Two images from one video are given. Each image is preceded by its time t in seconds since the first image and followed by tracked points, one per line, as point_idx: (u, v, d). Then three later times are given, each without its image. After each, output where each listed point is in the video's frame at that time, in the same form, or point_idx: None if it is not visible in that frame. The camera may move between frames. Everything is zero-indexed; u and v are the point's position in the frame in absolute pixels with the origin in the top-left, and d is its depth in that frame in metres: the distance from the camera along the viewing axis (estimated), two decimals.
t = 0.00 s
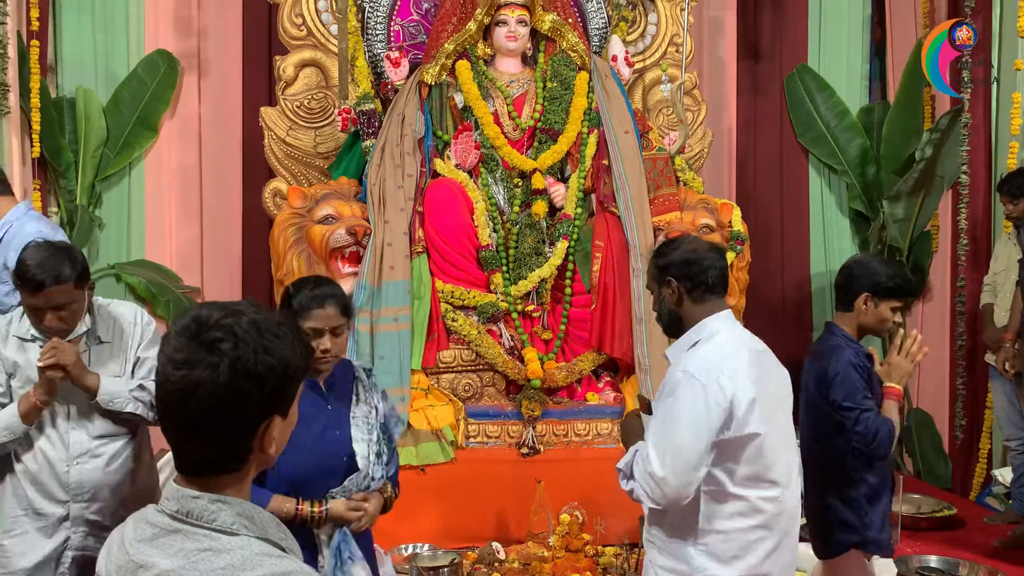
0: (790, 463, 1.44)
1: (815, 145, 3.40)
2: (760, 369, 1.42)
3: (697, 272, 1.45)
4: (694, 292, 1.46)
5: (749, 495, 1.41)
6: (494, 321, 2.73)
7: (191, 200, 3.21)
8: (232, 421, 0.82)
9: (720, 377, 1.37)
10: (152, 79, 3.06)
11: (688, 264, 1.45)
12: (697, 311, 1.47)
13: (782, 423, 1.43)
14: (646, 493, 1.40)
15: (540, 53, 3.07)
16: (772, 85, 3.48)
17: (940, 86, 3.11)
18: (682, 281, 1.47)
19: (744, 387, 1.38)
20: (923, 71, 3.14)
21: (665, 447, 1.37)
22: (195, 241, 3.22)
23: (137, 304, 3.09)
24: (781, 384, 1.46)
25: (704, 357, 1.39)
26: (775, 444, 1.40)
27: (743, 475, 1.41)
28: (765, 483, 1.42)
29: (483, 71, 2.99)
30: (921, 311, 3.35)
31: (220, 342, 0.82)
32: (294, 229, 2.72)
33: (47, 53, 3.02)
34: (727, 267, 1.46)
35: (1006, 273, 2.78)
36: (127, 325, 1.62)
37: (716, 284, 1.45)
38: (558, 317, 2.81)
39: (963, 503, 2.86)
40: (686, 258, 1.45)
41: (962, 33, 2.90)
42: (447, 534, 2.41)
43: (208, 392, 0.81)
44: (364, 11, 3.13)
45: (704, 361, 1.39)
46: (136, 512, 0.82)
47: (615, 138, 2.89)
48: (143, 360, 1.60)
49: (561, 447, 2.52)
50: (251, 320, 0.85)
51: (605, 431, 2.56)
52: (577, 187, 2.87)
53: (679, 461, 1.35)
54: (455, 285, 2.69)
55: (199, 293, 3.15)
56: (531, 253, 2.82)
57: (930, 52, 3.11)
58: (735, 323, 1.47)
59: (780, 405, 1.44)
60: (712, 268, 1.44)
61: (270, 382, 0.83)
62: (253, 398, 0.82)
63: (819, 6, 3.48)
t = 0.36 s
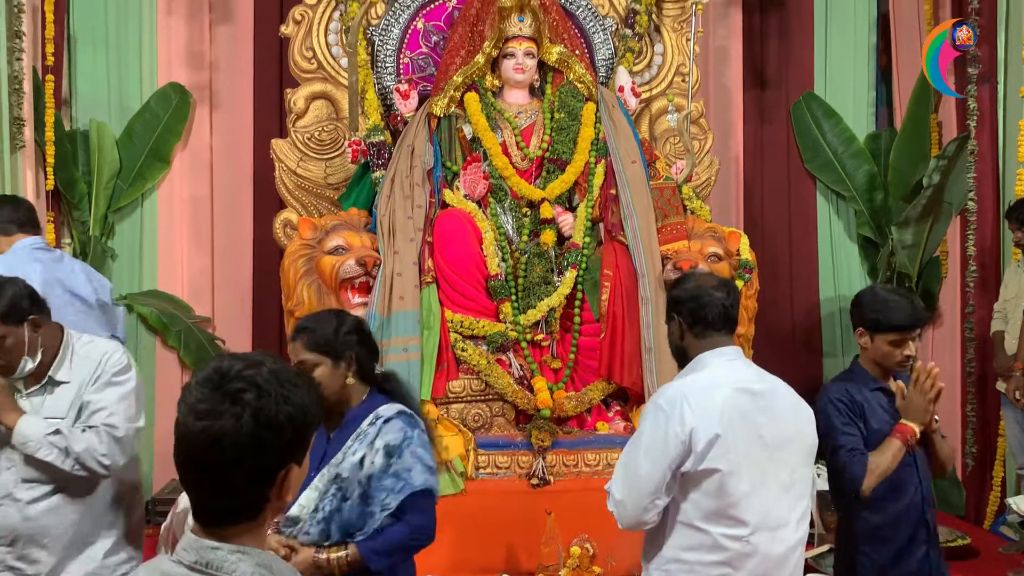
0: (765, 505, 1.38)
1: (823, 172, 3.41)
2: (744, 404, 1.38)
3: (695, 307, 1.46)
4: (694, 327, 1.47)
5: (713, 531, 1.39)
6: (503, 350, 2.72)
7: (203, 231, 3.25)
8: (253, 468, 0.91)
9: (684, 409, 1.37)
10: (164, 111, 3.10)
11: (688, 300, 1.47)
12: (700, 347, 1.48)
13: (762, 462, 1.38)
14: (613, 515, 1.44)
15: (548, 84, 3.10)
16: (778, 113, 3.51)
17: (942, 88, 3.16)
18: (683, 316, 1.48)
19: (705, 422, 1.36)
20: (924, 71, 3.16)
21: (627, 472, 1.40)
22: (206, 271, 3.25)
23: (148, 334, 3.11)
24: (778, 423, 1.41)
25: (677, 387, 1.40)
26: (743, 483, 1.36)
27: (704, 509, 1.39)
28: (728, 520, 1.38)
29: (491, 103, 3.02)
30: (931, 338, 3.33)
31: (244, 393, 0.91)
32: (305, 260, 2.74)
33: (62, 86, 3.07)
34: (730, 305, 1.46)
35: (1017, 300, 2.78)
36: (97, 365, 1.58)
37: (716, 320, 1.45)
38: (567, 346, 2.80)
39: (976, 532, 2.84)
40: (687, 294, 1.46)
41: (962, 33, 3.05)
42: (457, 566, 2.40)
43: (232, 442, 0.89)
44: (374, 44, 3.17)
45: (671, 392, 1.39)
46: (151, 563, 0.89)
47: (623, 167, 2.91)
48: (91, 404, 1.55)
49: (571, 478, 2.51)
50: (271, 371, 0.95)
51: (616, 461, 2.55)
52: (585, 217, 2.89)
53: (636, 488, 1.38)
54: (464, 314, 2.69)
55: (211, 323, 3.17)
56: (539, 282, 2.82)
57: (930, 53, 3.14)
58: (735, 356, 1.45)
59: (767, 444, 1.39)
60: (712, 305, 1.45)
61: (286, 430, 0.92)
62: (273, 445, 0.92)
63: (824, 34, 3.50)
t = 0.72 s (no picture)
0: (726, 545, 1.41)
1: (820, 210, 3.43)
2: (709, 443, 1.43)
3: (682, 348, 1.53)
4: (682, 368, 1.53)
5: (670, 566, 1.44)
6: (504, 390, 2.71)
7: (204, 272, 3.27)
8: (259, 526, 0.92)
9: (645, 447, 1.44)
10: (167, 154, 3.14)
11: (675, 341, 1.54)
12: (687, 387, 1.53)
13: (724, 501, 1.42)
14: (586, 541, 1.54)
15: (547, 125, 3.14)
16: (775, 151, 3.54)
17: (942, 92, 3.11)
18: (671, 357, 1.55)
19: (663, 460, 1.42)
20: (924, 72, 3.18)
21: (595, 504, 1.49)
22: (208, 312, 3.26)
23: (149, 375, 3.11)
24: (749, 464, 1.43)
25: (647, 423, 1.47)
26: (700, 523, 1.41)
27: (664, 545, 1.45)
28: (685, 558, 1.43)
29: (491, 144, 3.05)
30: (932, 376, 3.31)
31: (254, 446, 0.92)
32: (306, 301, 2.73)
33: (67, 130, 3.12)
34: (717, 348, 1.52)
35: (1017, 337, 2.84)
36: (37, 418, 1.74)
37: (701, 362, 1.51)
38: (568, 385, 2.80)
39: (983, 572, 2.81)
40: (673, 335, 1.54)
41: (963, 33, 2.95)
42: None
43: (235, 493, 0.90)
44: (374, 87, 3.21)
45: (638, 428, 1.46)
46: None
47: (621, 208, 2.94)
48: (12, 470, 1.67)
49: (573, 520, 2.55)
50: (285, 427, 0.95)
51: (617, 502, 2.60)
52: (585, 256, 2.91)
53: (600, 520, 1.47)
54: (465, 354, 2.70)
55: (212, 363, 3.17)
56: (539, 322, 2.82)
57: (929, 56, 3.13)
58: (717, 399, 1.49)
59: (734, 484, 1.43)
60: (697, 349, 1.51)
61: (295, 488, 0.93)
62: (277, 501, 0.92)
63: (819, 74, 3.54)
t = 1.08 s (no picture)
0: None
1: (817, 253, 3.45)
2: (661, 491, 1.47)
3: (641, 394, 1.57)
4: (642, 414, 1.57)
5: None
6: (502, 436, 2.69)
7: (202, 318, 3.26)
8: None
9: (599, 495, 1.49)
10: (167, 201, 3.17)
11: (635, 387, 1.58)
12: (647, 433, 1.56)
13: (675, 549, 1.46)
14: None
15: (543, 171, 3.17)
16: (770, 194, 3.57)
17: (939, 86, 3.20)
18: (632, 407, 1.59)
19: (613, 509, 1.47)
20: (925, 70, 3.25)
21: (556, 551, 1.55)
22: (205, 357, 3.24)
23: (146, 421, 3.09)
24: (703, 511, 1.47)
25: (602, 472, 1.52)
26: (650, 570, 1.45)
27: None
28: None
29: (488, 190, 3.07)
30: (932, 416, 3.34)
31: (247, 499, 0.93)
32: (303, 347, 2.74)
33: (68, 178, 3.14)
34: (675, 394, 1.55)
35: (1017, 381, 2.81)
36: None
37: (659, 407, 1.54)
38: (567, 431, 2.78)
39: None
40: (633, 379, 1.58)
41: (963, 33, 3.07)
42: None
43: (227, 545, 0.92)
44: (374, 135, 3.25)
45: (593, 477, 1.51)
46: None
47: (618, 251, 2.96)
48: None
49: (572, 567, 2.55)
50: (283, 484, 0.96)
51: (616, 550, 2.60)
52: (582, 299, 2.91)
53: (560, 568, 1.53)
54: (462, 400, 2.68)
55: (208, 409, 3.14)
56: (537, 366, 2.81)
57: (930, 52, 3.22)
58: (673, 445, 1.53)
59: (687, 530, 1.46)
60: (656, 394, 1.55)
61: (285, 546, 0.92)
62: (269, 557, 0.92)
63: (813, 119, 3.59)
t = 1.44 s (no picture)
0: None
1: (816, 295, 3.46)
2: (638, 540, 1.47)
3: (620, 441, 1.61)
4: (620, 461, 1.60)
5: None
6: (500, 480, 2.68)
7: (200, 361, 3.24)
8: None
9: (576, 545, 1.49)
10: (167, 244, 3.19)
11: (615, 434, 1.62)
12: (626, 481, 1.59)
13: None
14: None
15: (542, 214, 3.18)
16: (767, 237, 3.58)
17: (939, 85, 3.20)
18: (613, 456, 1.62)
19: (590, 559, 1.47)
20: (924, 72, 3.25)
21: None
22: (202, 401, 3.22)
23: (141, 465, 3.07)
24: (681, 560, 1.46)
25: (580, 522, 1.53)
26: None
27: None
28: None
29: (486, 233, 3.09)
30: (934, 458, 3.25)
31: (256, 547, 1.14)
32: (300, 391, 2.73)
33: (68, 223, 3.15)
34: (653, 441, 1.58)
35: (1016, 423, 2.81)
36: None
37: (636, 455, 1.58)
38: (565, 475, 2.76)
39: None
40: (612, 427, 1.62)
41: (963, 33, 3.16)
42: None
43: None
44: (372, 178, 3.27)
45: (570, 528, 1.52)
46: None
47: (616, 294, 2.95)
48: None
49: None
50: (287, 536, 1.17)
51: None
52: (580, 342, 2.91)
53: None
54: (460, 444, 2.66)
55: (205, 453, 3.13)
56: (536, 410, 2.80)
57: (930, 52, 3.24)
58: (650, 493, 1.53)
59: None
60: (634, 441, 1.59)
61: None
62: None
63: (808, 162, 3.63)
